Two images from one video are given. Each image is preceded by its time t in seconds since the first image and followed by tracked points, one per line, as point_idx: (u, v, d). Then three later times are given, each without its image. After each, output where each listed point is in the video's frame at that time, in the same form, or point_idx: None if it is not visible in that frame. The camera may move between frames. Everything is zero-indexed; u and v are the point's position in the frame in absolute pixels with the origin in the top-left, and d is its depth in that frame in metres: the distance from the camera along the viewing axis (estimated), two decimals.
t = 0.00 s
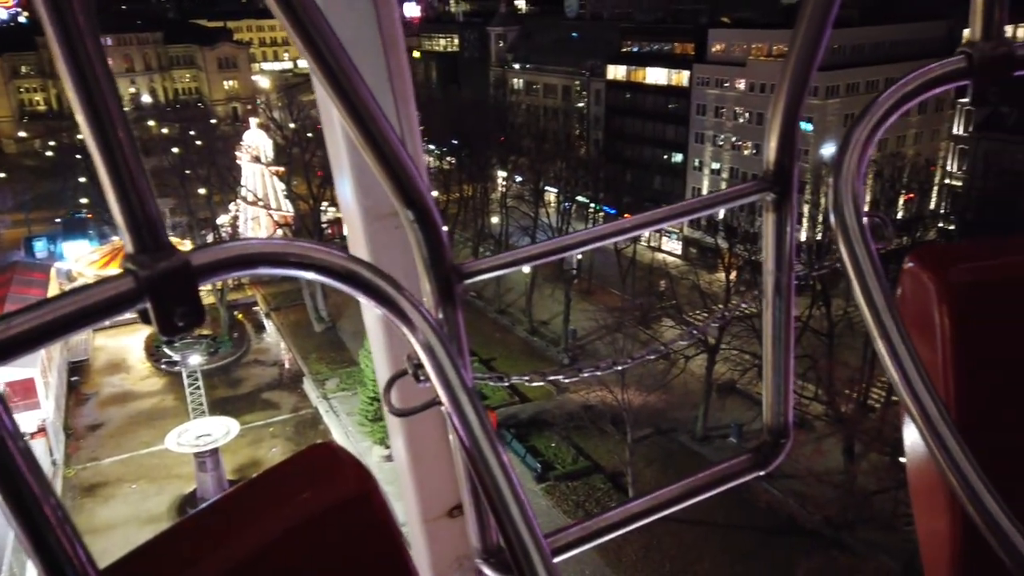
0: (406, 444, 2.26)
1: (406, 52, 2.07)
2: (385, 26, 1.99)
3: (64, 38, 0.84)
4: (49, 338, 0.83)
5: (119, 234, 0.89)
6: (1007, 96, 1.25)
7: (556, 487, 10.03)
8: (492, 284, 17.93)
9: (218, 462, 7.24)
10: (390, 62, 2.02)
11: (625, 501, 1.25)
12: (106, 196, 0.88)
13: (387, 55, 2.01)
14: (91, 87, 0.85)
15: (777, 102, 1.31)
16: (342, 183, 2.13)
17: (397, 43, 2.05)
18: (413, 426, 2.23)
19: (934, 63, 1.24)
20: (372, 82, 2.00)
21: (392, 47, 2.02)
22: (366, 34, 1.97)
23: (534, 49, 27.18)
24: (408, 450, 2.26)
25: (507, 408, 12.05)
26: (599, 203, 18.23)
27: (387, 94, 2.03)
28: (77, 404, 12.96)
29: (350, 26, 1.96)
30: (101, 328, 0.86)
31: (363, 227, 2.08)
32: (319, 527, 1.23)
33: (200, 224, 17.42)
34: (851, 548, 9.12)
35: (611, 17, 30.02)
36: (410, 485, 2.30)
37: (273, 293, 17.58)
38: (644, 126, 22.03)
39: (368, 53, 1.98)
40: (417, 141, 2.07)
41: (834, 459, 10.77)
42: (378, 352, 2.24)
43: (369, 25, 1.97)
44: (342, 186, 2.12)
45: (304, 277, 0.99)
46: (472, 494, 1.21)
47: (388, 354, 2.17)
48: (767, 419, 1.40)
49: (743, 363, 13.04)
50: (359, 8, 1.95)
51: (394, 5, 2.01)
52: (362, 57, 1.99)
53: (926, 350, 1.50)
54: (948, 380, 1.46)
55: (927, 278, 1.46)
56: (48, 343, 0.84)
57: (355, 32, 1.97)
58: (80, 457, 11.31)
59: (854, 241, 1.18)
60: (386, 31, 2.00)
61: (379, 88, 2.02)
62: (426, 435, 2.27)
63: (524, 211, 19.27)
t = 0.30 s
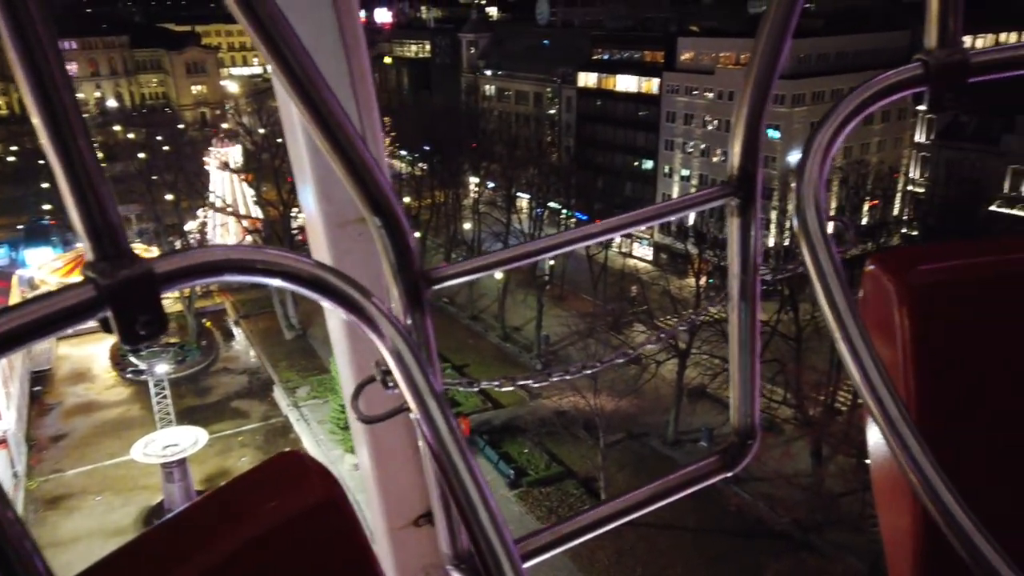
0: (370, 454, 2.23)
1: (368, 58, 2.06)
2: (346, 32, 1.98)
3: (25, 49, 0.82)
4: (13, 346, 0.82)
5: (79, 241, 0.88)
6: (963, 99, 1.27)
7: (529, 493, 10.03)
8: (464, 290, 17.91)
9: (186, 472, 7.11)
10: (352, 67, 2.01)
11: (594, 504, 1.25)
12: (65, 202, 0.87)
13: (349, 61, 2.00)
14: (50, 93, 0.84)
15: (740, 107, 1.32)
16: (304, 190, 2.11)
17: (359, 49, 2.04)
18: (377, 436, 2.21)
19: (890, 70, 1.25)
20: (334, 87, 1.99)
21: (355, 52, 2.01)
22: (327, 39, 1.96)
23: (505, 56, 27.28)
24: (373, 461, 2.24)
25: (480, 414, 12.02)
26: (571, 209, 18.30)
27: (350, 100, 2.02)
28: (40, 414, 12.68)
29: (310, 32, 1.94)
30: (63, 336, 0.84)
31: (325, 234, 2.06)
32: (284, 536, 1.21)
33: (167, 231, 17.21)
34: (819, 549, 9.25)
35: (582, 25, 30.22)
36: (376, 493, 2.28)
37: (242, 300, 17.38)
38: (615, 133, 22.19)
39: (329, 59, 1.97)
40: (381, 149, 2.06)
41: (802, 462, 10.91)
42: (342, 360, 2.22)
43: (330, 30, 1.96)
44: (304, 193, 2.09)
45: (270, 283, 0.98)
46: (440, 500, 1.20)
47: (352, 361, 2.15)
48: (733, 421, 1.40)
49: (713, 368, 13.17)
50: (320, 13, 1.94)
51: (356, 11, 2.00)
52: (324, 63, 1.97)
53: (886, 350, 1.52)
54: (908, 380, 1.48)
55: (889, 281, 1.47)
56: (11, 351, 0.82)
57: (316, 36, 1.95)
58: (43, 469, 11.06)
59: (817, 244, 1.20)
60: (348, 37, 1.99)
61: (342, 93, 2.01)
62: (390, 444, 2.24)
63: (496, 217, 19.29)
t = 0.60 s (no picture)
0: (340, 460, 2.23)
1: (336, 64, 2.05)
2: (314, 37, 1.97)
3: None
4: None
5: (35, 249, 0.86)
6: (922, 106, 1.29)
7: (503, 499, 10.02)
8: (437, 296, 17.89)
9: (153, 482, 6.97)
10: (322, 73, 2.00)
11: (563, 510, 1.24)
12: (22, 207, 0.85)
13: (317, 67, 1.99)
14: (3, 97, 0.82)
15: (705, 115, 1.34)
16: (273, 197, 2.10)
17: (328, 56, 2.03)
18: (346, 441, 2.21)
19: (854, 79, 1.26)
20: (302, 92, 1.97)
21: (323, 59, 2.00)
22: (296, 45, 1.95)
23: (478, 63, 27.39)
24: (343, 467, 2.23)
25: (453, 421, 11.98)
26: (543, 215, 18.35)
27: (317, 106, 2.01)
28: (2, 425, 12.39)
29: (278, 38, 1.93)
30: (17, 342, 0.83)
31: (294, 241, 2.05)
32: (251, 544, 1.20)
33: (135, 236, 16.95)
34: (789, 551, 9.37)
35: (554, 33, 30.36)
36: (346, 500, 2.27)
37: (211, 307, 17.17)
38: (587, 140, 22.34)
39: (298, 65, 1.96)
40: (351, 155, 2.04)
41: (771, 465, 11.04)
42: (311, 367, 2.19)
43: (298, 36, 1.95)
44: (273, 200, 2.08)
45: (231, 288, 0.97)
46: (407, 507, 1.19)
47: (321, 367, 2.13)
48: (701, 425, 1.41)
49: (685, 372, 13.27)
50: (288, 19, 1.93)
51: (325, 17, 2.00)
52: (292, 69, 1.96)
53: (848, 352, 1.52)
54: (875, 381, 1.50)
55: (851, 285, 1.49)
56: None
57: (283, 43, 1.94)
58: (5, 481, 10.81)
59: (781, 251, 1.21)
60: (317, 45, 1.99)
61: (310, 100, 1.99)
62: (360, 449, 2.24)
63: (469, 223, 19.28)
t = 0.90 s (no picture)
0: (323, 469, 2.20)
1: (319, 71, 2.04)
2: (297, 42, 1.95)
3: None
4: None
5: (3, 256, 0.85)
6: (891, 117, 1.30)
7: (484, 504, 10.01)
8: (417, 301, 17.86)
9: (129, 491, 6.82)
10: (305, 82, 2.00)
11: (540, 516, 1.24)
12: None
13: (301, 73, 1.99)
14: None
15: (680, 123, 1.35)
16: (255, 200, 2.08)
17: (311, 62, 2.03)
18: (329, 447, 2.19)
19: (826, 90, 1.27)
20: (283, 98, 1.97)
21: (306, 66, 2.00)
22: (278, 51, 1.94)
23: (457, 68, 27.45)
24: (326, 474, 2.21)
25: (434, 426, 11.95)
26: (524, 220, 18.37)
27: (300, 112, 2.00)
28: None
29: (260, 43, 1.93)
30: None
31: (276, 247, 2.03)
32: (225, 553, 1.19)
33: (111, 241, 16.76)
34: (768, 552, 9.44)
35: (533, 38, 30.43)
36: (330, 507, 2.24)
37: (188, 312, 17.00)
38: (568, 145, 22.41)
39: (280, 71, 1.94)
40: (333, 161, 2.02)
41: (750, 468, 11.13)
42: (293, 372, 2.18)
43: (279, 43, 1.94)
44: (255, 202, 2.06)
45: (204, 295, 0.96)
46: (382, 517, 1.18)
47: (302, 374, 2.12)
48: (674, 431, 1.41)
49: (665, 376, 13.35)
50: (271, 26, 1.92)
51: (307, 23, 1.99)
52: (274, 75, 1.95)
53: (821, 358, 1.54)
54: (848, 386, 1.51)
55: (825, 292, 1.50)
56: None
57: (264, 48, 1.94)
58: None
59: (754, 260, 1.22)
60: (300, 52, 1.98)
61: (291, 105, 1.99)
62: (342, 457, 2.21)
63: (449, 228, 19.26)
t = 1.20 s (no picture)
0: (312, 473, 2.18)
1: (308, 76, 2.04)
2: (286, 49, 1.95)
3: None
4: None
5: None
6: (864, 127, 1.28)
7: (468, 508, 9.99)
8: (401, 305, 17.83)
9: (110, 499, 6.67)
10: (294, 87, 1.99)
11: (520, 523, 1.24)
12: None
13: (290, 78, 1.98)
14: None
15: (658, 131, 1.36)
16: (244, 203, 2.07)
17: (300, 67, 2.02)
18: (318, 452, 2.15)
19: (801, 100, 1.27)
20: (272, 102, 1.96)
21: (295, 70, 1.99)
22: (267, 56, 1.93)
23: (439, 72, 27.50)
24: (315, 478, 2.19)
25: (418, 430, 11.93)
26: (506, 223, 18.40)
27: (289, 117, 1.99)
28: None
29: (251, 47, 1.92)
30: None
31: (265, 249, 2.01)
32: (200, 561, 1.18)
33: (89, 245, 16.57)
34: (752, 553, 9.49)
35: (515, 42, 30.48)
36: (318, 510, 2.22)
37: (168, 317, 16.84)
38: (550, 149, 22.48)
39: (269, 75, 1.94)
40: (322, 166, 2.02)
41: (733, 469, 11.21)
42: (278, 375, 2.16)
43: (268, 46, 1.93)
44: (242, 204, 2.04)
45: (179, 301, 0.95)
46: (361, 526, 1.17)
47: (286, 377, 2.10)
48: (653, 437, 1.42)
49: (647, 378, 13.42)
50: (261, 29, 1.92)
51: (297, 28, 1.98)
52: (262, 79, 1.94)
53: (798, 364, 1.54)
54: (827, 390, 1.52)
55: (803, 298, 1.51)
56: None
57: (253, 52, 1.93)
58: None
59: (732, 268, 1.22)
60: (288, 56, 1.97)
61: (280, 109, 1.97)
62: (329, 461, 2.18)
63: (432, 232, 19.24)
